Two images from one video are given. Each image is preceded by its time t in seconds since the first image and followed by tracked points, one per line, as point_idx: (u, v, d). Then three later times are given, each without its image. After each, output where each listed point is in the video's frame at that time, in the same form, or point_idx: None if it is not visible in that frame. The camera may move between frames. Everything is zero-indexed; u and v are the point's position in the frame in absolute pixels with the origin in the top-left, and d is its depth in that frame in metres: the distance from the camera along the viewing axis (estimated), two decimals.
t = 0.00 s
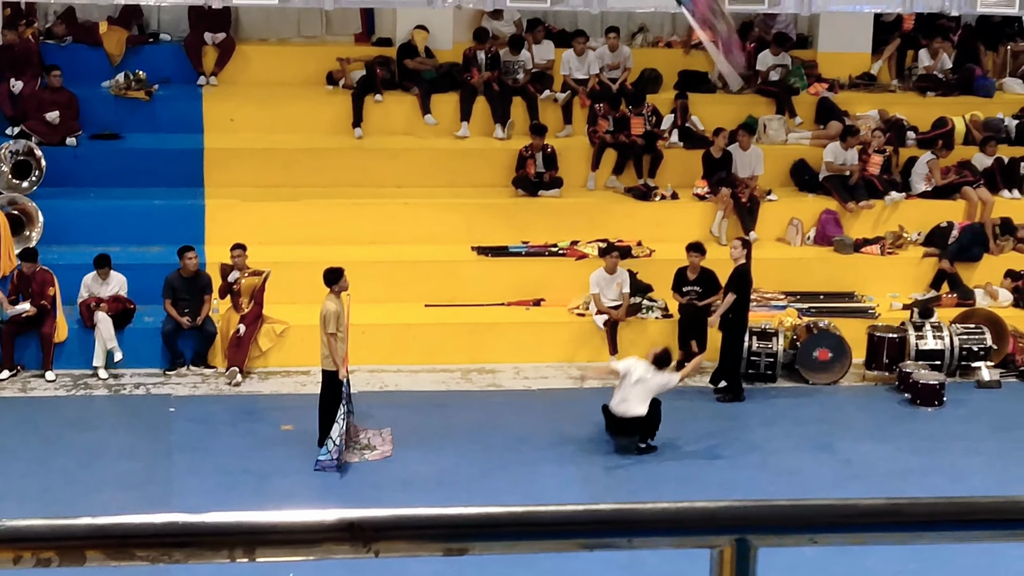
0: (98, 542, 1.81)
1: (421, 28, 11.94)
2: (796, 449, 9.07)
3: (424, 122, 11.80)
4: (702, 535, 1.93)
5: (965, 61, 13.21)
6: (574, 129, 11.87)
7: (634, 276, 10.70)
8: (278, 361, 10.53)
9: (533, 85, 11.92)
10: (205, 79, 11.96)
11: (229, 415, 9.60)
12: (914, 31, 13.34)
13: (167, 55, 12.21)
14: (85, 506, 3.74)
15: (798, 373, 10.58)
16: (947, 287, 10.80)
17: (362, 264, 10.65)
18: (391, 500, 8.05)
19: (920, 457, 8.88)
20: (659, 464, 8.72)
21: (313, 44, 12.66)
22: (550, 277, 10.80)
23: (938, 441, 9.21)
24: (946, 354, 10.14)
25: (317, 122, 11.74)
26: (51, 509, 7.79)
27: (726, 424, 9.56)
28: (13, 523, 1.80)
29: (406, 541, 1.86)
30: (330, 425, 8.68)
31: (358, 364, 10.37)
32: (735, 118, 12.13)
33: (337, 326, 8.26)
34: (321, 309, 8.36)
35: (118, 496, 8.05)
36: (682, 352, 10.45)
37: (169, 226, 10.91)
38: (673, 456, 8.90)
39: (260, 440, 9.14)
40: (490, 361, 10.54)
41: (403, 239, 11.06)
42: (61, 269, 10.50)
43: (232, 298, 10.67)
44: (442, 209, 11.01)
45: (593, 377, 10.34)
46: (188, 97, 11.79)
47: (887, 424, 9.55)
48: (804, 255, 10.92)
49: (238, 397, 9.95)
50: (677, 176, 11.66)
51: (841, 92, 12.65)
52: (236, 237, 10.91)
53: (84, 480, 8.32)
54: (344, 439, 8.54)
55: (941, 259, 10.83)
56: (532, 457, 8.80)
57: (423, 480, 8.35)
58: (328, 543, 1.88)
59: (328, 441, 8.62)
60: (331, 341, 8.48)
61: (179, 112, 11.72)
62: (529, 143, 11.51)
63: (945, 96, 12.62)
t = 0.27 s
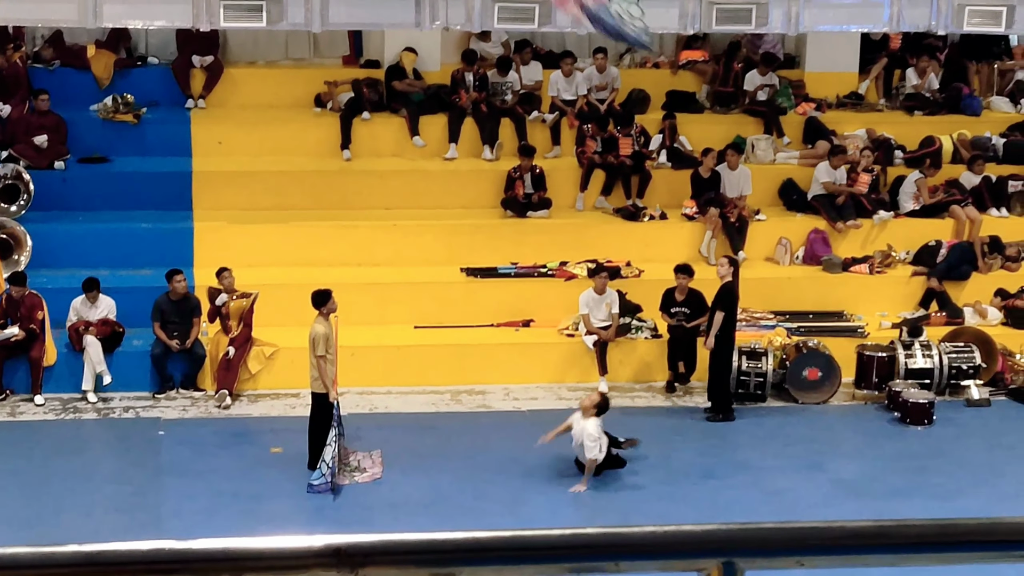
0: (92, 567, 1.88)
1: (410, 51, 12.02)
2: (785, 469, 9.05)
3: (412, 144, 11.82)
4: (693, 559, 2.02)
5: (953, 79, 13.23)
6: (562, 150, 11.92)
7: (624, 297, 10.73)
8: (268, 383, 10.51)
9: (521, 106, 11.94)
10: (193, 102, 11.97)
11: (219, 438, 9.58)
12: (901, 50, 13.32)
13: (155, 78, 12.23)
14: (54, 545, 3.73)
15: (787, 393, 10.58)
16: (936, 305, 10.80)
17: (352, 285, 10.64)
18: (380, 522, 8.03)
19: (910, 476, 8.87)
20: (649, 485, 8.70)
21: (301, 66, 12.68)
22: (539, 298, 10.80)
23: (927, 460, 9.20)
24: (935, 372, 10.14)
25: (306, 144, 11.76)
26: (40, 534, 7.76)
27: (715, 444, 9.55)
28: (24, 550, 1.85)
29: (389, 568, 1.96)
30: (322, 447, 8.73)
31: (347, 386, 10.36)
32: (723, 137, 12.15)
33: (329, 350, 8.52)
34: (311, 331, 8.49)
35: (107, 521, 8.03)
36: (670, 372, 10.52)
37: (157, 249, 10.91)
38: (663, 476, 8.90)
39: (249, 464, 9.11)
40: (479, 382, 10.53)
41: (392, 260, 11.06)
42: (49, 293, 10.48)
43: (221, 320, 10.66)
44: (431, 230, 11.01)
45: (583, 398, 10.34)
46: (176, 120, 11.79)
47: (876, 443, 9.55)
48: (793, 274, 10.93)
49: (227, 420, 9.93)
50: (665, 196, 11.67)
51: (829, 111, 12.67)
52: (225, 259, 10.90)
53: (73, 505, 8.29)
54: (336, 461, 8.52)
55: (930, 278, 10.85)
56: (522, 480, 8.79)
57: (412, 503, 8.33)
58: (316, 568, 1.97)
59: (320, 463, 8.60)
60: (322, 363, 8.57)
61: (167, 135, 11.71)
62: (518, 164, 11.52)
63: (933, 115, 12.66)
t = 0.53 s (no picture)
0: None
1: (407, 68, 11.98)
2: (779, 488, 9.05)
3: (408, 162, 11.81)
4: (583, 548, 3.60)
5: (948, 98, 13.26)
6: (558, 168, 11.88)
7: (620, 315, 10.73)
8: (263, 400, 10.52)
9: (517, 123, 11.94)
10: (189, 120, 11.99)
11: (213, 455, 9.59)
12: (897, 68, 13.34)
13: (152, 95, 12.25)
14: None
15: (782, 412, 10.57)
16: (932, 323, 10.79)
17: (348, 302, 10.65)
18: (374, 540, 8.04)
19: (905, 495, 8.85)
20: (643, 504, 8.69)
21: (297, 83, 12.70)
22: (535, 315, 10.81)
23: (922, 479, 9.20)
24: (931, 391, 10.13)
25: (302, 161, 11.78)
26: (33, 551, 7.76)
27: (710, 463, 9.54)
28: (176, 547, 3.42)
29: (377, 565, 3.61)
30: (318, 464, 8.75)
31: (342, 403, 10.36)
32: (719, 155, 12.15)
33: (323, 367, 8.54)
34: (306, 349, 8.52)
35: (101, 538, 8.03)
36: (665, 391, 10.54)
37: (153, 266, 10.92)
38: (657, 495, 8.88)
39: (243, 481, 9.12)
40: (474, 400, 10.53)
41: (388, 277, 11.07)
42: (45, 309, 10.50)
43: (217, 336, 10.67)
44: (427, 247, 11.02)
45: (578, 416, 10.34)
46: (173, 137, 11.81)
47: (872, 462, 9.54)
48: (789, 292, 10.93)
49: (223, 437, 9.94)
50: (661, 214, 11.66)
51: (825, 129, 12.66)
52: (221, 276, 10.91)
53: (67, 521, 8.29)
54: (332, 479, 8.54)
55: (926, 296, 10.84)
56: (515, 499, 8.78)
57: (405, 521, 8.32)
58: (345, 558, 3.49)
59: (317, 481, 8.63)
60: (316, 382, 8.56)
61: (164, 152, 11.71)
62: (514, 182, 11.53)
63: (928, 134, 12.66)
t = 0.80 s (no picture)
0: None
1: (410, 81, 11.97)
2: (784, 501, 9.04)
3: (412, 174, 11.81)
4: None
5: (953, 110, 13.27)
6: (563, 180, 11.86)
7: (624, 327, 10.72)
8: (267, 412, 10.52)
9: (521, 135, 11.98)
10: (194, 132, 12.00)
11: (218, 467, 9.60)
12: (902, 80, 13.30)
13: (156, 107, 12.26)
14: None
15: (787, 424, 10.56)
16: (936, 335, 10.78)
17: (352, 314, 10.65)
18: (379, 553, 8.04)
19: (910, 507, 8.85)
20: (647, 516, 8.69)
21: (302, 96, 12.70)
22: (540, 327, 10.81)
23: (928, 491, 9.19)
24: (935, 404, 10.12)
25: (307, 173, 11.78)
26: (39, 563, 7.78)
27: (715, 475, 9.53)
28: None
29: None
30: (323, 477, 8.76)
31: (347, 415, 10.36)
32: (724, 167, 12.15)
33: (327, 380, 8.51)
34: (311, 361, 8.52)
35: (107, 550, 8.05)
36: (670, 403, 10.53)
37: (158, 277, 10.93)
38: (662, 507, 8.88)
39: (248, 493, 9.13)
40: (479, 412, 10.53)
41: (393, 288, 11.07)
42: (50, 321, 10.51)
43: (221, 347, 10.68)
44: (432, 258, 11.02)
45: (583, 428, 10.36)
46: (177, 149, 11.82)
47: (877, 475, 9.53)
48: (793, 304, 10.92)
49: (227, 449, 9.95)
50: (666, 226, 11.65)
51: (829, 141, 12.64)
52: (225, 287, 10.92)
53: (73, 533, 8.31)
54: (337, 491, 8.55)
55: (931, 308, 10.83)
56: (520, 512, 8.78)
57: (410, 532, 8.33)
58: None
59: (323, 492, 8.64)
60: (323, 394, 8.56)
61: (168, 164, 11.73)
62: (518, 194, 11.53)
63: (933, 145, 12.68)
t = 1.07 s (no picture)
0: None
1: (418, 76, 11.99)
2: (793, 495, 9.04)
3: (420, 169, 11.80)
4: None
5: (961, 104, 13.23)
6: (570, 175, 11.81)
7: (632, 321, 10.72)
8: (275, 407, 10.53)
9: (529, 131, 11.95)
10: (201, 128, 12.00)
11: (226, 462, 9.61)
12: (911, 74, 13.24)
13: (164, 103, 12.27)
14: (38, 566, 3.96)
15: (796, 419, 10.56)
16: (945, 330, 10.77)
17: (359, 309, 10.65)
18: (388, 547, 8.04)
19: (919, 502, 8.85)
20: (656, 511, 8.70)
21: (309, 91, 12.69)
22: (547, 322, 10.80)
23: (936, 486, 9.18)
24: (944, 398, 10.11)
25: (314, 169, 11.78)
26: (49, 557, 7.81)
27: (723, 470, 9.53)
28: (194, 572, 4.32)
29: None
30: (331, 471, 8.77)
31: (355, 410, 10.37)
32: (732, 162, 12.13)
33: (336, 374, 8.54)
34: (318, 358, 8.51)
35: (116, 545, 8.07)
36: (677, 397, 10.52)
37: (166, 273, 10.94)
38: (669, 502, 8.89)
39: (256, 488, 9.14)
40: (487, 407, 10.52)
41: (400, 284, 11.07)
42: (59, 317, 10.53)
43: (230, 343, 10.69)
44: (439, 254, 11.02)
45: (591, 423, 10.37)
46: (185, 144, 11.83)
47: (885, 469, 9.52)
48: (801, 299, 10.92)
49: (236, 444, 9.96)
50: (674, 221, 11.66)
51: (837, 136, 12.63)
52: (232, 283, 10.92)
53: (82, 528, 8.34)
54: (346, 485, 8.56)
55: (939, 303, 10.83)
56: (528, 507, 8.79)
57: (417, 527, 8.35)
58: None
59: (330, 487, 8.63)
60: (328, 388, 8.56)
61: (176, 159, 11.74)
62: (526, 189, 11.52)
63: (941, 140, 12.61)
